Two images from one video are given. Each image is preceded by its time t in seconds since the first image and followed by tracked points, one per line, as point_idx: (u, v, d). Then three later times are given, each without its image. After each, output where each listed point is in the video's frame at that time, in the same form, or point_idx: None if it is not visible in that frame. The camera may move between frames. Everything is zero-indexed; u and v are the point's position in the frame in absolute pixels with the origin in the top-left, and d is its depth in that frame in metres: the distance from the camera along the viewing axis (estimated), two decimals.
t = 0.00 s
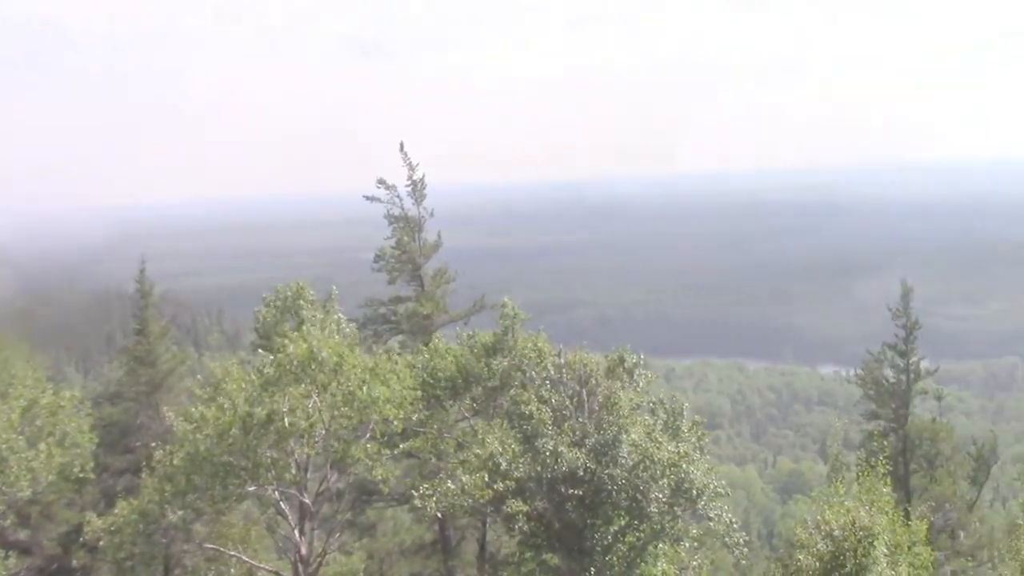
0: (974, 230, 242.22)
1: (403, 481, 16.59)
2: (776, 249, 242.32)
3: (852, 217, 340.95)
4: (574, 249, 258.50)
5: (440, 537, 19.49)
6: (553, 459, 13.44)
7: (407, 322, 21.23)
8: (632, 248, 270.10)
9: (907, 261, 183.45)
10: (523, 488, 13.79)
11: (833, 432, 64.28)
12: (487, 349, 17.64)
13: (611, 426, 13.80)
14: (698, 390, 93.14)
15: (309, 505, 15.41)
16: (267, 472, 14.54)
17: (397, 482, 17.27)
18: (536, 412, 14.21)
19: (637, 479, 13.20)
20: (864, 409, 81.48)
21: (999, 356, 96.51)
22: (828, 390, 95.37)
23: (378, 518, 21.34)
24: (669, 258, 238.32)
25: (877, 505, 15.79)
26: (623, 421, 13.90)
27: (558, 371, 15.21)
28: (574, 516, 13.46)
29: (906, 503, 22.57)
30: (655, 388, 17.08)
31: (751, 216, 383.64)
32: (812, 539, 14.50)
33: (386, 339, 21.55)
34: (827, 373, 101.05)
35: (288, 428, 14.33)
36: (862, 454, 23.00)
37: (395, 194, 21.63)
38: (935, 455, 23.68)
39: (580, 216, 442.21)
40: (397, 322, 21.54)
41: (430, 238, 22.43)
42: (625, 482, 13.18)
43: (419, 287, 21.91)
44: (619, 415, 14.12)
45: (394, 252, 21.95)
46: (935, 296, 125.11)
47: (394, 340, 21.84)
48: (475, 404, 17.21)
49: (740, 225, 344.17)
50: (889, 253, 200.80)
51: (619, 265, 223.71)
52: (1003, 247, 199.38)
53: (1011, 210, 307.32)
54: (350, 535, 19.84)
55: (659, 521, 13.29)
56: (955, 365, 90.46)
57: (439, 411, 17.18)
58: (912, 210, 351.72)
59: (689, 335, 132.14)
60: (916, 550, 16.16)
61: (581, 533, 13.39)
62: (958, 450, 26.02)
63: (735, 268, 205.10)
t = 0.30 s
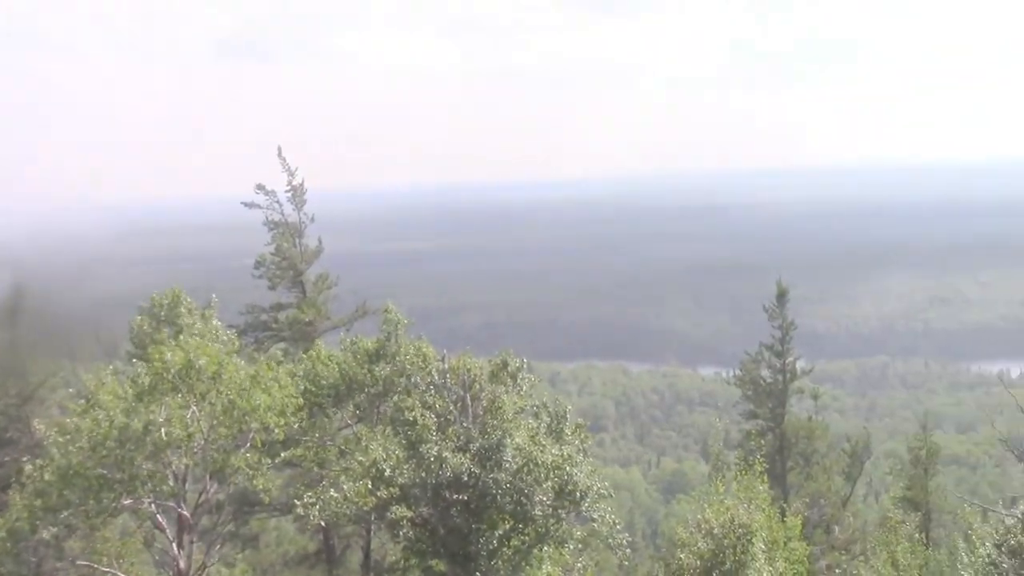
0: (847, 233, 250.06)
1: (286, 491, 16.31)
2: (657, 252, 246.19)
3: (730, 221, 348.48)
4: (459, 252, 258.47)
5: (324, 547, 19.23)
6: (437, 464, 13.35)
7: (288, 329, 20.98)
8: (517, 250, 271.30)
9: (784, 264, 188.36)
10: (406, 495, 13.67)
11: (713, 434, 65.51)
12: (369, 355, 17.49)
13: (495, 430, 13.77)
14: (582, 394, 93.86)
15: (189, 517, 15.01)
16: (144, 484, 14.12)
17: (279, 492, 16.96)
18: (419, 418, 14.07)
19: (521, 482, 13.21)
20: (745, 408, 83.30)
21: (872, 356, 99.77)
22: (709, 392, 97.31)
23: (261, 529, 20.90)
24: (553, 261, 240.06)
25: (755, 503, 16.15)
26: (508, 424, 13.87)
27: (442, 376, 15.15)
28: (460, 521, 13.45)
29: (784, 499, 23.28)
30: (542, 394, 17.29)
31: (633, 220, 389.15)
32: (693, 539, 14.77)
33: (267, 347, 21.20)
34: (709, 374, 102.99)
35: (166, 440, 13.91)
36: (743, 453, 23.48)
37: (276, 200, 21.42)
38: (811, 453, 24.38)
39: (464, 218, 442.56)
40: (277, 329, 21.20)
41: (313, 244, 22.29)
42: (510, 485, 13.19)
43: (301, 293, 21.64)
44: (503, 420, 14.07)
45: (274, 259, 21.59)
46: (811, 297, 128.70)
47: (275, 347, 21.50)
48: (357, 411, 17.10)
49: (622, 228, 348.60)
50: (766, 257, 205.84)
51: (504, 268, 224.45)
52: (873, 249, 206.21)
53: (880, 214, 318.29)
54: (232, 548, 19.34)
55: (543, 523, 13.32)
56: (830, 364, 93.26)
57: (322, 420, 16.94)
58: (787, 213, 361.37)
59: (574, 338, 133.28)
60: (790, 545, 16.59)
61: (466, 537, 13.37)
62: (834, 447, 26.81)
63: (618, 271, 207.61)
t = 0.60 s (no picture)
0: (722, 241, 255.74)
1: (158, 504, 15.82)
2: (539, 260, 247.88)
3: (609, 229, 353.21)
4: (340, 257, 256.07)
5: (198, 561, 18.78)
6: (314, 475, 13.09)
7: (161, 338, 20.50)
8: (398, 256, 270.03)
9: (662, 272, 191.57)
10: (284, 506, 13.37)
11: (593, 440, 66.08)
12: (245, 364, 17.16)
13: (374, 440, 13.61)
14: (463, 402, 93.79)
15: (54, 535, 14.44)
16: (6, 501, 13.52)
17: (151, 507, 16.44)
18: (298, 427, 13.73)
19: (401, 492, 13.12)
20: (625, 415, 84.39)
21: (747, 362, 102.15)
22: (589, 399, 98.33)
23: (134, 545, 20.28)
24: (435, 268, 239.63)
25: (633, 508, 16.35)
26: (386, 434, 13.70)
27: (320, 385, 14.89)
28: (339, 533, 13.27)
29: (661, 505, 23.66)
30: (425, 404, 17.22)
31: (514, 227, 391.30)
32: (571, 544, 14.89)
33: (140, 356, 20.58)
34: (589, 382, 104.02)
35: (30, 455, 13.30)
36: (620, 460, 23.71)
37: (148, 207, 20.92)
38: (688, 457, 24.84)
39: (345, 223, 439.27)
40: (151, 337, 20.63)
41: (188, 251, 21.89)
42: (389, 495, 13.09)
43: (174, 301, 21.19)
44: (382, 429, 13.89)
45: (147, 268, 21.01)
46: (688, 305, 131.10)
47: (148, 356, 20.88)
48: (233, 421, 16.78)
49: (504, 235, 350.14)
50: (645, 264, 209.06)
51: (386, 275, 223.03)
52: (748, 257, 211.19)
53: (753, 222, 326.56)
54: (102, 564, 18.72)
55: (422, 533, 13.25)
56: (707, 371, 95.15)
57: (195, 431, 16.54)
58: (664, 221, 367.72)
59: (456, 345, 133.10)
60: (666, 549, 16.84)
61: (345, 548, 13.22)
62: (709, 451, 27.31)
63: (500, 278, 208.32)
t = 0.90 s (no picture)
0: (580, 246, 259.13)
1: None
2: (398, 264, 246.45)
3: (467, 233, 354.04)
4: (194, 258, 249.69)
5: None
6: (168, 488, 12.67)
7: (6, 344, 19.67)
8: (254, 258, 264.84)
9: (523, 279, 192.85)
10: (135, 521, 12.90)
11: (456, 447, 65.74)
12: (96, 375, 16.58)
13: (231, 450, 13.27)
14: (323, 411, 92.31)
15: None
16: None
17: None
18: (150, 438, 13.25)
19: (258, 503, 12.88)
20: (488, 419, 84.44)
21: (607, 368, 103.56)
22: (452, 407, 98.14)
23: None
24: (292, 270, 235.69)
25: (493, 514, 16.42)
26: (244, 445, 13.38)
27: (174, 395, 14.45)
28: (195, 547, 12.87)
29: (524, 510, 23.80)
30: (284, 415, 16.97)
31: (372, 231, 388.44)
32: (433, 551, 14.85)
33: None
34: (451, 390, 103.81)
35: None
36: (482, 466, 23.74)
37: None
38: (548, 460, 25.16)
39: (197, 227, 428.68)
40: None
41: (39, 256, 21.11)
42: (246, 507, 12.82)
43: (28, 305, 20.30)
44: (239, 439, 13.53)
45: None
46: (549, 310, 132.24)
47: None
48: (83, 434, 16.14)
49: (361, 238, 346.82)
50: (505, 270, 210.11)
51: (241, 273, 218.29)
52: (606, 262, 214.54)
53: (614, 228, 331.41)
54: None
55: (281, 544, 13.00)
56: (567, 376, 96.16)
57: (44, 444, 15.86)
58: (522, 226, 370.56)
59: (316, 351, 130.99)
60: (527, 553, 16.97)
61: (201, 562, 12.85)
62: (570, 456, 27.60)
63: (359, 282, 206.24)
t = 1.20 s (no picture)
0: (469, 249, 259.14)
1: None
2: (284, 270, 242.90)
3: (354, 238, 350.88)
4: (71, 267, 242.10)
5: None
6: (44, 511, 12.20)
7: None
8: (133, 263, 257.83)
9: (411, 285, 191.89)
10: (11, 546, 12.39)
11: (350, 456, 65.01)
12: None
13: (110, 468, 12.85)
14: (210, 425, 90.31)
15: None
16: None
17: None
18: (25, 459, 12.75)
19: (139, 522, 12.48)
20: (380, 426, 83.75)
21: (498, 372, 103.72)
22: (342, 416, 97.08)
23: None
24: (173, 275, 230.23)
25: (384, 524, 16.26)
26: (124, 462, 12.98)
27: (50, 414, 13.95)
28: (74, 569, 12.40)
29: (415, 518, 23.60)
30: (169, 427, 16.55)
31: (256, 238, 381.88)
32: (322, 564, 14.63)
33: None
34: (341, 399, 102.69)
35: None
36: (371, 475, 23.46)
37: None
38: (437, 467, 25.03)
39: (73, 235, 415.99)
40: None
41: None
42: (127, 527, 12.41)
43: None
44: (119, 457, 13.11)
45: None
46: (439, 315, 131.89)
47: None
48: None
49: (244, 243, 340.86)
50: (394, 275, 208.90)
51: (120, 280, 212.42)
52: (494, 264, 214.91)
53: (502, 229, 332.37)
54: None
55: (166, 563, 12.60)
56: (458, 382, 95.97)
57: None
58: (409, 231, 368.84)
59: (202, 361, 128.15)
60: (418, 561, 16.81)
61: None
62: (461, 463, 27.48)
63: (244, 289, 202.57)
